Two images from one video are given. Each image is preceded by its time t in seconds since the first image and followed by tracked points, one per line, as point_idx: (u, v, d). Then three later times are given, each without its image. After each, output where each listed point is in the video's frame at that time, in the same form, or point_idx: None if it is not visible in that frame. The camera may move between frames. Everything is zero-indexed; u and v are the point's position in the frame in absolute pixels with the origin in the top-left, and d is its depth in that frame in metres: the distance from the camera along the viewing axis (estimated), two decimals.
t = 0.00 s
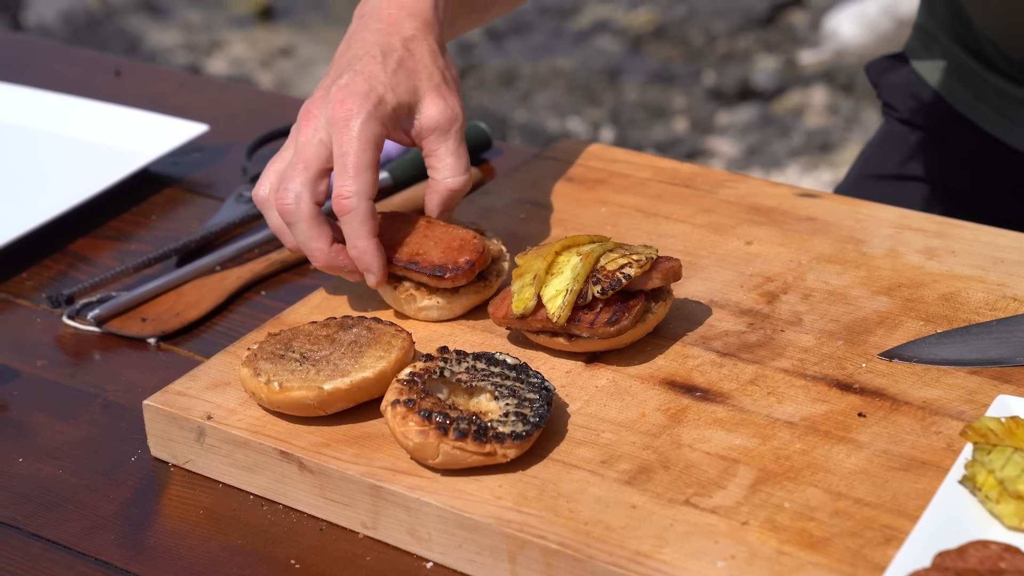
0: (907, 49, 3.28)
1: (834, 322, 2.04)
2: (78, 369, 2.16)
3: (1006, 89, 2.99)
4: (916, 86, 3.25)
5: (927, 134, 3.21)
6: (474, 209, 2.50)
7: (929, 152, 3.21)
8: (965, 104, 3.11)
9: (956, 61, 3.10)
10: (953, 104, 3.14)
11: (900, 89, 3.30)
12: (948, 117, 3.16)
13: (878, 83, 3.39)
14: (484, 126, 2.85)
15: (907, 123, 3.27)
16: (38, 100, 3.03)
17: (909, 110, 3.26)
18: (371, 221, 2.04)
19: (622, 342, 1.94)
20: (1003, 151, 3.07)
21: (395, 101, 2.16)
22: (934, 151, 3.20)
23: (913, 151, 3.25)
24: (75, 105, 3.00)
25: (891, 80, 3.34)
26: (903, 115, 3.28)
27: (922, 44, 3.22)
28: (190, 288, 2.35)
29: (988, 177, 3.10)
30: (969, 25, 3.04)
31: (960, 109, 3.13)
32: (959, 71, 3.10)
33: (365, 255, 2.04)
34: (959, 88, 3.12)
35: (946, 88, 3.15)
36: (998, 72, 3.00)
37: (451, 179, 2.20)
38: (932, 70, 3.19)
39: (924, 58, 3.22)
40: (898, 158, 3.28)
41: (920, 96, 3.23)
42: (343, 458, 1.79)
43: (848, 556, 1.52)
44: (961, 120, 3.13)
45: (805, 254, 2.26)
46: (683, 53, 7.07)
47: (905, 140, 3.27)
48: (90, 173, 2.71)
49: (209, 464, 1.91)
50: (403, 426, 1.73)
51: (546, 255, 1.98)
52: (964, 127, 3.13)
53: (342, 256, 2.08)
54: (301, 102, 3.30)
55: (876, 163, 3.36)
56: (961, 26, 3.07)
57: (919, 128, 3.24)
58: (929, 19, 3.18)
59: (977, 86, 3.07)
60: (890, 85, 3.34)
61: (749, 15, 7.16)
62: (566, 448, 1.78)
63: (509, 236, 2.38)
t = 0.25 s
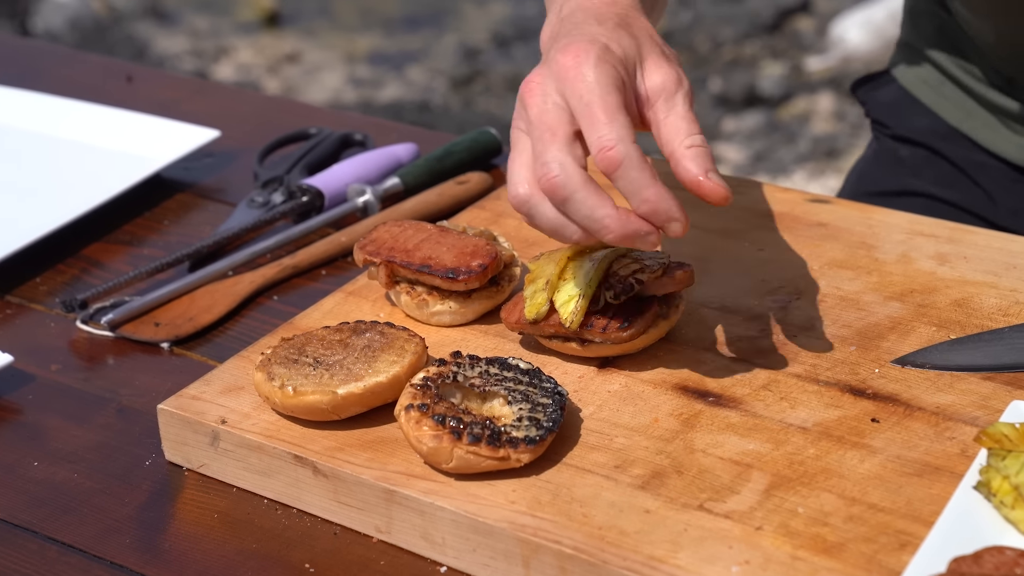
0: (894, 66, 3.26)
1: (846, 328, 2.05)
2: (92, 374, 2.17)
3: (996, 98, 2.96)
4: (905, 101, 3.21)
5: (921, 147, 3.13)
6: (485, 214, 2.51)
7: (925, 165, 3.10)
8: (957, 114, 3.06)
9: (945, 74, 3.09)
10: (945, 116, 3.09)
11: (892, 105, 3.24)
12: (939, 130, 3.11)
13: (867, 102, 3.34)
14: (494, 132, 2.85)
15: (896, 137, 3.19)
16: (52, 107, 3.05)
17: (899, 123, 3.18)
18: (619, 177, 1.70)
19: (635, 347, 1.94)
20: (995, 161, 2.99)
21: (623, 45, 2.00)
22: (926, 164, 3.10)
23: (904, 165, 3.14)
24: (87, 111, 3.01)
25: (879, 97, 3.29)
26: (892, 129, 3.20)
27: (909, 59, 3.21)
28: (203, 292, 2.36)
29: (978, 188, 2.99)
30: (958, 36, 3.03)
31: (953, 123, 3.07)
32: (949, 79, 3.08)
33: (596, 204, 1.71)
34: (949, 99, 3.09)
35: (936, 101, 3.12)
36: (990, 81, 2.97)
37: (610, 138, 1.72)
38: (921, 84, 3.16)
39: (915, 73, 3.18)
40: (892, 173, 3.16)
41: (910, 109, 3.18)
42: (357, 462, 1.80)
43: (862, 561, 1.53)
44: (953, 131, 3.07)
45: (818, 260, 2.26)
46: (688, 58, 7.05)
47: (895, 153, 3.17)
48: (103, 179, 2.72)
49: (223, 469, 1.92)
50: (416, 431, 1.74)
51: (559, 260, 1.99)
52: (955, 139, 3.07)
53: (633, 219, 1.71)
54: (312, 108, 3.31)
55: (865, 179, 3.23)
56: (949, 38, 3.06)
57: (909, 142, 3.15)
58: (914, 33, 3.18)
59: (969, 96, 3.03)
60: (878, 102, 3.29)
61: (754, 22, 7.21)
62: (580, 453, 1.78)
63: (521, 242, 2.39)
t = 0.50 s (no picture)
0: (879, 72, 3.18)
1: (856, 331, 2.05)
2: (103, 377, 2.18)
3: (992, 101, 2.88)
4: (895, 109, 3.16)
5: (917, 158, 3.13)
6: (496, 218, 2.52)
7: (921, 178, 3.13)
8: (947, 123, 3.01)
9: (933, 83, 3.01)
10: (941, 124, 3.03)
11: (882, 111, 3.19)
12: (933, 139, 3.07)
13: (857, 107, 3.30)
14: (504, 137, 2.86)
15: (892, 147, 3.19)
16: (63, 112, 3.06)
17: (890, 133, 3.17)
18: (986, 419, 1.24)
19: (646, 351, 1.95)
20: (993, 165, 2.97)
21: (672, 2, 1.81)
22: (919, 174, 3.14)
23: (897, 177, 3.19)
24: (98, 115, 3.02)
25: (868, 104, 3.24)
26: (886, 139, 3.19)
27: (897, 64, 3.11)
28: (214, 296, 2.37)
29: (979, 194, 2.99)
30: (951, 43, 2.93)
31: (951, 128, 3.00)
32: (936, 87, 3.01)
33: (888, 498, 1.22)
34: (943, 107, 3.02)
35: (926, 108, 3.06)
36: (989, 85, 2.88)
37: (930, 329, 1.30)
38: (910, 91, 3.08)
39: (903, 78, 3.09)
40: (893, 180, 3.20)
41: (900, 117, 3.14)
42: (369, 465, 1.81)
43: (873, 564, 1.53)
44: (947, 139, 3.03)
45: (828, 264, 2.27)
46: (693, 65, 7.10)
47: (889, 167, 3.20)
48: (114, 183, 2.74)
49: (235, 472, 1.92)
50: (428, 434, 1.75)
51: (570, 263, 1.99)
52: (951, 148, 3.04)
53: None
54: (322, 112, 3.33)
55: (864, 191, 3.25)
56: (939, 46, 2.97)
57: (904, 151, 3.16)
58: (903, 39, 3.08)
59: (962, 103, 2.96)
60: (867, 109, 3.24)
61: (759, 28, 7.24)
62: (591, 456, 1.79)
63: (531, 246, 2.40)
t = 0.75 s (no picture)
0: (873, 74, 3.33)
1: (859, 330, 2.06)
2: (108, 375, 2.19)
3: (986, 99, 3.03)
4: (891, 109, 3.30)
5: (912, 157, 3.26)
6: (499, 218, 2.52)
7: (915, 177, 3.26)
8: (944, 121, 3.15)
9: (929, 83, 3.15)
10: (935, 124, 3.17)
11: (878, 112, 3.33)
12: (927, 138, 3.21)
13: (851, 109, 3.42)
14: (507, 136, 2.87)
15: (889, 149, 3.31)
16: (67, 111, 3.07)
17: (886, 134, 3.30)
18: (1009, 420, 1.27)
19: (650, 349, 1.96)
20: (985, 161, 3.13)
21: None
22: (911, 174, 3.27)
23: (895, 178, 3.29)
24: (102, 115, 3.03)
25: (863, 106, 3.38)
26: (885, 141, 3.30)
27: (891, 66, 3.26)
28: (218, 295, 2.38)
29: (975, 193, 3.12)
30: (944, 42, 3.06)
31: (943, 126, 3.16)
32: (931, 88, 3.15)
33: (916, 496, 1.24)
34: (939, 107, 3.16)
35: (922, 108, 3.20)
36: (986, 84, 3.01)
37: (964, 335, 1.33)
38: (908, 91, 3.22)
39: (897, 80, 3.24)
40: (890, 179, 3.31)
41: (896, 118, 3.28)
42: (373, 462, 1.81)
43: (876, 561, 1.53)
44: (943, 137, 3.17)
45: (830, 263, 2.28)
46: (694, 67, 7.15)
47: (887, 168, 3.32)
48: (117, 182, 2.74)
49: (240, 469, 1.93)
50: (433, 431, 1.75)
51: (574, 262, 2.00)
52: (946, 145, 3.18)
53: None
54: (325, 112, 3.34)
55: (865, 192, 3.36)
56: (931, 47, 3.11)
57: (899, 151, 3.28)
58: (898, 40, 3.21)
59: (958, 103, 3.10)
60: (864, 111, 3.37)
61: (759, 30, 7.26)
62: (595, 454, 1.79)
63: (535, 245, 2.40)
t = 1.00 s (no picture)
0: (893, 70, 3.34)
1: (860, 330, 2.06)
2: (111, 373, 2.19)
3: (1008, 95, 3.04)
4: (910, 106, 3.31)
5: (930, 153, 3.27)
6: (501, 217, 2.53)
7: (934, 172, 3.27)
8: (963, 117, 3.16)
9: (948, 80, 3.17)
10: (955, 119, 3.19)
11: (897, 109, 3.35)
12: (943, 134, 3.23)
13: (870, 105, 3.45)
14: (509, 137, 2.88)
15: (908, 146, 3.31)
16: (69, 111, 3.08)
17: (905, 130, 3.31)
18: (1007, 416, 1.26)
19: (651, 348, 1.96)
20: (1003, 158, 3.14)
21: None
22: (931, 170, 3.27)
23: (916, 174, 3.28)
24: (104, 114, 3.04)
25: (883, 102, 3.39)
26: (903, 138, 3.31)
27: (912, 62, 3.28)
28: (220, 294, 2.38)
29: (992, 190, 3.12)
30: (965, 38, 3.08)
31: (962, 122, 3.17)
32: (951, 84, 3.17)
33: (903, 491, 1.26)
34: (959, 104, 3.17)
35: (941, 104, 3.21)
36: (1005, 80, 3.03)
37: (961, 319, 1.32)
38: (928, 87, 3.24)
39: (917, 76, 3.26)
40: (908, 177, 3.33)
41: (915, 115, 3.29)
42: (376, 460, 1.82)
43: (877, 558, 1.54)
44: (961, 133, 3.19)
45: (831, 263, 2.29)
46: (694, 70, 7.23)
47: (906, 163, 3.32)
48: (120, 181, 2.75)
49: (242, 467, 1.93)
50: (435, 429, 1.76)
51: (576, 262, 2.01)
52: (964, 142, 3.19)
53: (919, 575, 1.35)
54: (326, 112, 3.34)
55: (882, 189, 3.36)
56: (952, 43, 3.13)
57: (918, 146, 3.29)
58: (918, 36, 3.22)
59: (977, 99, 3.12)
60: (883, 108, 3.39)
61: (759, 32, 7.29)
62: (597, 452, 1.80)
63: (537, 244, 2.41)
